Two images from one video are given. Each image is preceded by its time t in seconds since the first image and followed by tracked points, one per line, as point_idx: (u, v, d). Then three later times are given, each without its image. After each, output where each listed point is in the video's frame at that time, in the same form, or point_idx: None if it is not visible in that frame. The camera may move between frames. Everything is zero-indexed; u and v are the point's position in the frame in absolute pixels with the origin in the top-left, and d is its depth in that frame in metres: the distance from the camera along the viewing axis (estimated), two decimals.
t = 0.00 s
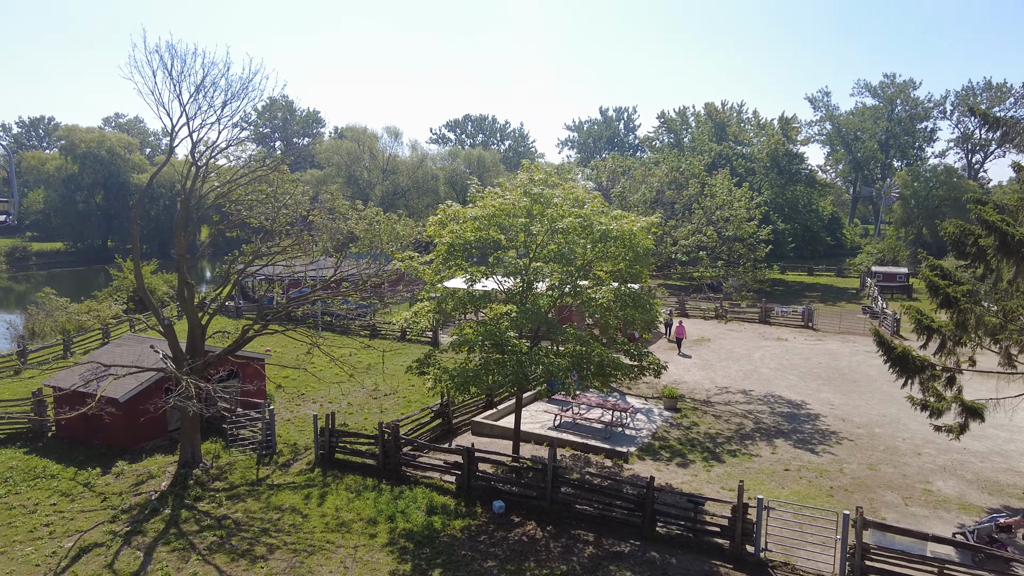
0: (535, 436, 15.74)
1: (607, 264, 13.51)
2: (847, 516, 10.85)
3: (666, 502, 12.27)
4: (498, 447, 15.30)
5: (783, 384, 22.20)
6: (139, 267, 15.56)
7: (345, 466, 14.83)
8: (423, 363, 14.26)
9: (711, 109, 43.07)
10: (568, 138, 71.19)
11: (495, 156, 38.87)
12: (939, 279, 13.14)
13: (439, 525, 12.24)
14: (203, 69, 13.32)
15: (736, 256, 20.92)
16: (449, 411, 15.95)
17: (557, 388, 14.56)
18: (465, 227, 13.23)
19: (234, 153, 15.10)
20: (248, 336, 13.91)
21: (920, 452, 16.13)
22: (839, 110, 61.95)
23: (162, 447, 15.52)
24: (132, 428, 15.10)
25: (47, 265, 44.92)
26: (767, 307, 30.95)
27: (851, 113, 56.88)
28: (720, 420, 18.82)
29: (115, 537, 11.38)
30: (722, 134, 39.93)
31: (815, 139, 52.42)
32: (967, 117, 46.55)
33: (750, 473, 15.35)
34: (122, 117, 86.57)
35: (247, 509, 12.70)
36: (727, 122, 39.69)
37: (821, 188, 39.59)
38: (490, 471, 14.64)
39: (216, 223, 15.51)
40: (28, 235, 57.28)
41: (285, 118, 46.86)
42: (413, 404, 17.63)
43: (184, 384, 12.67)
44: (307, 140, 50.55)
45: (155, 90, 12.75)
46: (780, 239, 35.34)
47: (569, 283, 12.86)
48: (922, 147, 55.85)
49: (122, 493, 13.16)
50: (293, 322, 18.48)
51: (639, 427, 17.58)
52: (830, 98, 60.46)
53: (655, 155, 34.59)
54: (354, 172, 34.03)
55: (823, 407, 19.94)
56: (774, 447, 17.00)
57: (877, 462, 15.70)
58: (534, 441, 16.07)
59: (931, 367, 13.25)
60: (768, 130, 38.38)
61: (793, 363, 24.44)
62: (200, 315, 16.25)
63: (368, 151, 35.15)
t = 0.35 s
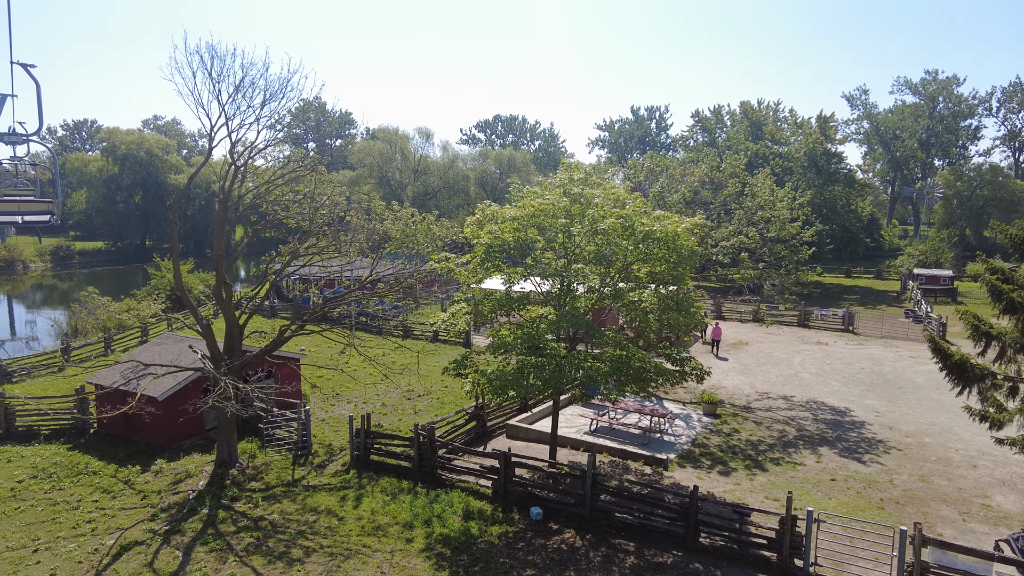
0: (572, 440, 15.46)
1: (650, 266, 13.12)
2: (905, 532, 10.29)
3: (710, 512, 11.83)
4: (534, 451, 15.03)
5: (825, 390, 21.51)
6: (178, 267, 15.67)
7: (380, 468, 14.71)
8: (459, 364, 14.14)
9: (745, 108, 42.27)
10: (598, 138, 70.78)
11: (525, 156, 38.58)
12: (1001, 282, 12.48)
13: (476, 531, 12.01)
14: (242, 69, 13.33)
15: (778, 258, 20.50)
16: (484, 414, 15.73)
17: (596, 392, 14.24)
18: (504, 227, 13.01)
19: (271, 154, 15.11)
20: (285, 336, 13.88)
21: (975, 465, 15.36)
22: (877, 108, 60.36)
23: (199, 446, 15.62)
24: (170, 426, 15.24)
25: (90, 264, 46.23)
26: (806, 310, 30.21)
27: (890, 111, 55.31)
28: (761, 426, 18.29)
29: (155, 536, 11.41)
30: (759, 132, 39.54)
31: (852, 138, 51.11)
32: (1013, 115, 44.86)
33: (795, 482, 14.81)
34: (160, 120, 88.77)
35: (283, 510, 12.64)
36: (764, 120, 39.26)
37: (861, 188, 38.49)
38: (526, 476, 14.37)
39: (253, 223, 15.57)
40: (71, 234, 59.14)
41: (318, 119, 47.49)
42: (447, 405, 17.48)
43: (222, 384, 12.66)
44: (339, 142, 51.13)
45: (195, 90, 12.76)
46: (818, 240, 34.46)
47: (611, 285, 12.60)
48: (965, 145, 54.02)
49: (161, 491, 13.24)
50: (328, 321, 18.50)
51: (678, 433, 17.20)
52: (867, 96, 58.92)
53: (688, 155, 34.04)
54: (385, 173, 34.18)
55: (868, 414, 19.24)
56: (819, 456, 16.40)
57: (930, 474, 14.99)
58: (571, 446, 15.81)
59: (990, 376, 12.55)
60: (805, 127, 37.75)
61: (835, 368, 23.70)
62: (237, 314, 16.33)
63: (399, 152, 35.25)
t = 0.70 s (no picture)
0: (609, 446, 15.15)
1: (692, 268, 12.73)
2: (969, 551, 9.69)
3: (756, 524, 11.36)
4: (570, 457, 14.71)
5: (868, 396, 20.76)
6: (215, 266, 15.75)
7: (414, 470, 14.54)
8: (495, 367, 13.92)
9: (780, 107, 41.37)
10: (628, 137, 70.25)
11: (556, 156, 38.28)
12: None
13: (513, 539, 11.73)
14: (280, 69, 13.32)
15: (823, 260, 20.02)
16: (519, 417, 15.49)
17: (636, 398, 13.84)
18: (542, 229, 12.75)
19: (307, 154, 15.09)
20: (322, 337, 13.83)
21: None
22: (918, 105, 58.57)
23: (235, 445, 15.68)
24: (206, 426, 15.33)
25: (130, 262, 47.44)
26: (846, 313, 29.35)
27: (931, 109, 53.61)
28: (804, 434, 17.70)
29: (192, 536, 11.39)
30: (796, 131, 38.93)
31: (891, 137, 49.68)
32: None
33: (841, 492, 14.21)
34: (194, 120, 90.43)
35: (318, 513, 12.53)
36: (801, 119, 38.58)
37: (902, 188, 37.33)
38: (563, 482, 14.06)
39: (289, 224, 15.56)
40: (111, 233, 60.72)
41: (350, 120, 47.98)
42: (481, 407, 17.28)
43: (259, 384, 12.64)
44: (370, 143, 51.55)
45: (232, 90, 12.68)
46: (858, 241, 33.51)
47: (654, 287, 12.27)
48: (1011, 143, 52.05)
49: (197, 491, 13.27)
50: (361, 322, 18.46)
51: (717, 441, 16.76)
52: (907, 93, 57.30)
53: (722, 154, 33.42)
54: (416, 174, 34.30)
55: (915, 422, 18.48)
56: (865, 466, 15.75)
57: (986, 488, 14.24)
58: (607, 452, 15.56)
59: None
60: (844, 126, 36.82)
61: (878, 374, 22.87)
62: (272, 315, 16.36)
63: (430, 153, 35.32)
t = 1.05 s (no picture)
0: (651, 455, 14.75)
1: (743, 273, 12.25)
2: None
3: (810, 541, 10.78)
4: (611, 465, 14.34)
5: (921, 406, 19.83)
6: (256, 267, 15.84)
7: (452, 475, 14.36)
8: (536, 372, 13.61)
9: (822, 106, 40.20)
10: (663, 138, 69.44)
11: (591, 156, 37.81)
12: None
13: (554, 549, 11.42)
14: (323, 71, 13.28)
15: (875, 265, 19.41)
16: (558, 423, 15.19)
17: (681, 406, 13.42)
18: (585, 231, 12.44)
19: (348, 156, 15.04)
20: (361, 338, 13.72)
21: None
22: (967, 102, 56.33)
23: (273, 446, 15.71)
24: (247, 427, 15.43)
25: (172, 262, 48.70)
26: (893, 319, 28.25)
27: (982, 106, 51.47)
28: (854, 445, 16.96)
29: (232, 538, 11.37)
30: (840, 131, 37.97)
31: (939, 135, 47.85)
32: None
33: (898, 508, 13.49)
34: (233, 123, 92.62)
35: (356, 517, 12.41)
36: (844, 119, 37.59)
37: (953, 189, 35.85)
38: (604, 492, 13.70)
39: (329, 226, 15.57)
40: (155, 233, 62.49)
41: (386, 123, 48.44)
42: (518, 412, 17.03)
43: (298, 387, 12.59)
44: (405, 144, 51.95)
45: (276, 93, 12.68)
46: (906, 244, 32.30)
47: (702, 291, 11.79)
48: None
49: (237, 492, 13.30)
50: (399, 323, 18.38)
51: (763, 451, 16.22)
52: (956, 90, 55.17)
53: (763, 155, 32.69)
54: (451, 175, 34.39)
55: (974, 435, 17.53)
56: (922, 480, 14.97)
57: None
58: (649, 460, 15.24)
59: None
60: (891, 125, 35.64)
61: (931, 382, 21.86)
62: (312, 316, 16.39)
63: (465, 153, 35.37)
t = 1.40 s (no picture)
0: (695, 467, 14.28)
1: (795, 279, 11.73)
2: None
3: (870, 563, 10.12)
4: (653, 477, 13.91)
5: (980, 420, 18.78)
6: (296, 270, 15.88)
7: (491, 483, 14.11)
8: (577, 380, 13.28)
9: (868, 106, 38.94)
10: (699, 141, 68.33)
11: (627, 159, 37.29)
12: None
13: (596, 563, 11.03)
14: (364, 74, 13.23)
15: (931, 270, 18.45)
16: (598, 432, 14.81)
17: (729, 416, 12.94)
18: (630, 235, 12.04)
19: (388, 160, 14.98)
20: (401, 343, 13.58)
21: None
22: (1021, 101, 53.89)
23: (311, 450, 15.70)
24: (286, 430, 15.48)
25: (212, 264, 49.79)
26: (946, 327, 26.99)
27: None
28: (910, 460, 16.11)
29: (270, 543, 11.30)
30: (886, 132, 36.73)
31: (993, 136, 45.82)
32: None
33: (962, 529, 12.69)
34: (272, 128, 94.61)
35: (394, 524, 12.23)
36: (892, 120, 36.34)
37: (1009, 192, 34.21)
38: (647, 504, 13.27)
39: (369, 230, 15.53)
40: (196, 237, 64.03)
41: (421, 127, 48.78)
42: (556, 419, 16.69)
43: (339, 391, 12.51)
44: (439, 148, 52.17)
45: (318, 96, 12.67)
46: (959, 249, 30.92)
47: (753, 298, 11.31)
48: None
49: (276, 495, 13.27)
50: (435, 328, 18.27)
51: (812, 464, 15.56)
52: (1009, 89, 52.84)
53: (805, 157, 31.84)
54: (486, 178, 34.42)
55: None
56: (986, 499, 14.09)
57: None
58: (693, 472, 14.79)
59: None
60: (942, 125, 34.28)
61: (990, 395, 20.72)
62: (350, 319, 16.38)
63: (500, 157, 35.35)
